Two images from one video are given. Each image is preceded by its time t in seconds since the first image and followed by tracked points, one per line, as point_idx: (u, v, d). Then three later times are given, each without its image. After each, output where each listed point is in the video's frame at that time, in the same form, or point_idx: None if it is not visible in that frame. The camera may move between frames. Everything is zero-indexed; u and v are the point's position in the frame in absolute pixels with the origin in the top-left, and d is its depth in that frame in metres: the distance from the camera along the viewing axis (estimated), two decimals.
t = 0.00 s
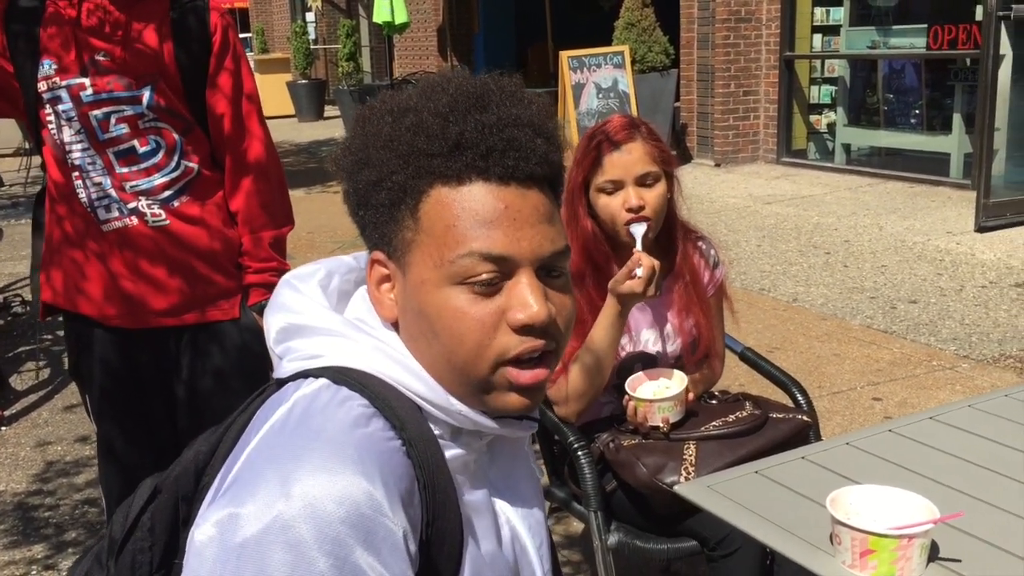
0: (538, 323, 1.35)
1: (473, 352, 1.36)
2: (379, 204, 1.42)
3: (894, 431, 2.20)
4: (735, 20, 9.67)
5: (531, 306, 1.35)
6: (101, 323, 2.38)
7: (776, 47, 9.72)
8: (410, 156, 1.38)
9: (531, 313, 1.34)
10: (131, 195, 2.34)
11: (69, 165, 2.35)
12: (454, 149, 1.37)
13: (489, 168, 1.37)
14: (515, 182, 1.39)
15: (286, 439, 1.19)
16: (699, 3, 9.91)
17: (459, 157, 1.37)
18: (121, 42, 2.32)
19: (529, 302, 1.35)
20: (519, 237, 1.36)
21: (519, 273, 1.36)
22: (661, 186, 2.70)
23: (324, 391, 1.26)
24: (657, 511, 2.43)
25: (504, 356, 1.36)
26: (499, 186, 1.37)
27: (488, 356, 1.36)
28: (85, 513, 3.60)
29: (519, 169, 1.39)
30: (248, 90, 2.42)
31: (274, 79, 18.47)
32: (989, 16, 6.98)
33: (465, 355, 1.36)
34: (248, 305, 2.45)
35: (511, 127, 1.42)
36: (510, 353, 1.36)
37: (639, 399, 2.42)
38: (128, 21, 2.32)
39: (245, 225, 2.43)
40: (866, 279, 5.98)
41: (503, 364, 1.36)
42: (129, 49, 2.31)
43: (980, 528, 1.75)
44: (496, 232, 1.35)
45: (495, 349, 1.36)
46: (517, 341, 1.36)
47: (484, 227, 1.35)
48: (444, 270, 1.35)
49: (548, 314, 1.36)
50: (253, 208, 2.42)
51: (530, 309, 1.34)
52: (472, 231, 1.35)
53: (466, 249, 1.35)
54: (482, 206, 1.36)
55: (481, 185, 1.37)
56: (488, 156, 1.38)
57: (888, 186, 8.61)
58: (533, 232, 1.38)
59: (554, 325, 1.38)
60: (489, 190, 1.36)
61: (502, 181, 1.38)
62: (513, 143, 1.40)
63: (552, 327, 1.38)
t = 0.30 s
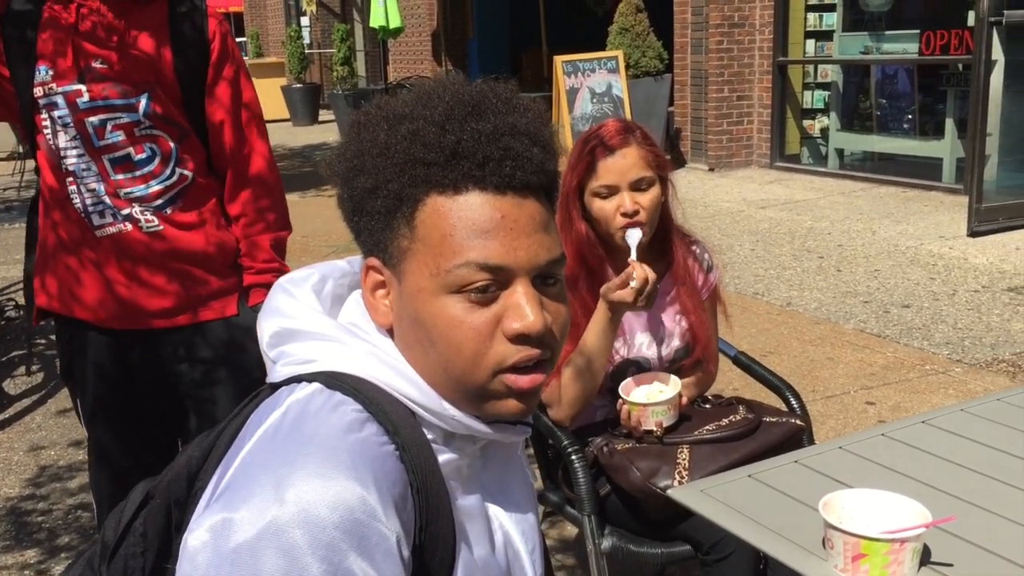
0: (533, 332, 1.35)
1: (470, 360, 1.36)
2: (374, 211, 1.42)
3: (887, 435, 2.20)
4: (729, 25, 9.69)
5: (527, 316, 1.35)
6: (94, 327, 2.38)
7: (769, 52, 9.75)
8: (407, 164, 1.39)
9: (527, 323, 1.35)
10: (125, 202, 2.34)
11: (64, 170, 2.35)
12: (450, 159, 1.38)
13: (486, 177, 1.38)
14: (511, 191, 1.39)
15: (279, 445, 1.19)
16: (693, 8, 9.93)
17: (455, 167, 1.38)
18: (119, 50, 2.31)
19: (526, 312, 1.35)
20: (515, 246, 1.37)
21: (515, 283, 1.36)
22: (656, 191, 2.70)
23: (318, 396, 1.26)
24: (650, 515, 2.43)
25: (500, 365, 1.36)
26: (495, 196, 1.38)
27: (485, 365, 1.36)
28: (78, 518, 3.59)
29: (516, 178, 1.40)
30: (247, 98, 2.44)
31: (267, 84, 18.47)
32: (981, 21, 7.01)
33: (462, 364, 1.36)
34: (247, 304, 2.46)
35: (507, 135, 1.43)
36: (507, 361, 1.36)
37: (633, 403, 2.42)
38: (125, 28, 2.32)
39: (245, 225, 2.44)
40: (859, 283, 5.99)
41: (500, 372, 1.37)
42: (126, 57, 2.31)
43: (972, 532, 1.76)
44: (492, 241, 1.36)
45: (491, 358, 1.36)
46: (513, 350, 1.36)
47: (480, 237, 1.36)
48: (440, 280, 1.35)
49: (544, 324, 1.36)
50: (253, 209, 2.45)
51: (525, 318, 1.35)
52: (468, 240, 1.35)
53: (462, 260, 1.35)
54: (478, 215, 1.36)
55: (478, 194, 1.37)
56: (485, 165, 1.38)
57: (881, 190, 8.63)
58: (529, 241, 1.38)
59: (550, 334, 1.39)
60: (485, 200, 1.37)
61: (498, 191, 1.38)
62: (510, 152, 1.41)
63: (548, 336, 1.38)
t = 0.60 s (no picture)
0: (539, 336, 1.36)
1: (476, 364, 1.36)
2: (378, 216, 1.42)
3: (890, 438, 2.20)
4: (730, 30, 9.71)
5: (532, 319, 1.36)
6: (103, 328, 2.37)
7: (770, 57, 9.77)
8: (411, 168, 1.39)
9: (533, 326, 1.35)
10: (147, 200, 2.33)
11: (84, 167, 2.34)
12: (454, 163, 1.38)
13: (490, 181, 1.38)
14: (516, 195, 1.39)
15: (284, 448, 1.19)
16: (694, 13, 9.95)
17: (459, 171, 1.37)
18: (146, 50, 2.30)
19: (531, 316, 1.36)
20: (520, 251, 1.37)
21: (520, 286, 1.37)
22: (660, 191, 2.71)
23: (322, 398, 1.26)
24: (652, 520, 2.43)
25: (506, 368, 1.36)
26: (500, 200, 1.38)
27: (491, 369, 1.36)
28: (79, 522, 3.59)
29: (520, 182, 1.40)
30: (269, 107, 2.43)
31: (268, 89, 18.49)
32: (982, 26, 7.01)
33: (468, 367, 1.36)
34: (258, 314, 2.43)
35: (511, 139, 1.43)
36: (512, 363, 1.36)
37: (634, 407, 2.42)
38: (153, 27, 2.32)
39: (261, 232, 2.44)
40: (861, 288, 5.99)
41: (507, 374, 1.36)
42: (153, 56, 2.31)
43: (976, 536, 1.75)
44: (497, 246, 1.36)
45: (496, 361, 1.36)
46: (519, 354, 1.36)
47: (485, 242, 1.35)
48: (445, 284, 1.35)
49: (549, 327, 1.37)
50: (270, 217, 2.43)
51: (531, 321, 1.35)
52: (473, 245, 1.35)
53: (467, 264, 1.35)
54: (483, 219, 1.36)
55: (483, 199, 1.37)
56: (489, 170, 1.38)
57: (883, 195, 8.63)
58: (534, 245, 1.38)
59: (556, 338, 1.39)
60: (489, 204, 1.37)
61: (502, 195, 1.38)
62: (513, 156, 1.41)
63: (553, 340, 1.39)
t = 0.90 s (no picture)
0: (549, 337, 1.37)
1: (486, 365, 1.37)
2: (388, 220, 1.43)
3: (895, 441, 2.21)
4: (734, 33, 9.73)
5: (543, 320, 1.37)
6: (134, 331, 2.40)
7: (775, 59, 9.77)
8: (421, 172, 1.40)
9: (543, 327, 1.36)
10: (183, 203, 2.34)
11: (119, 168, 2.33)
12: (464, 167, 1.38)
13: (500, 184, 1.38)
14: (525, 198, 1.40)
15: (295, 449, 1.20)
16: (699, 15, 9.95)
17: (469, 174, 1.38)
18: (191, 54, 2.33)
19: (541, 317, 1.37)
20: (530, 253, 1.38)
21: (530, 288, 1.38)
22: (668, 189, 2.72)
23: (332, 400, 1.27)
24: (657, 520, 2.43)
25: (516, 369, 1.37)
26: (509, 203, 1.38)
27: (502, 369, 1.37)
28: (86, 524, 3.60)
29: (529, 186, 1.41)
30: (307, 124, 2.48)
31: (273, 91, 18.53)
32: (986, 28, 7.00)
33: (479, 367, 1.37)
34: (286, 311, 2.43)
35: (520, 143, 1.44)
36: (522, 364, 1.37)
37: (640, 409, 2.42)
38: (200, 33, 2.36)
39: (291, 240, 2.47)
40: (866, 290, 5.99)
41: (518, 372, 1.37)
42: (196, 60, 2.33)
43: (982, 539, 1.76)
44: (507, 249, 1.37)
45: (507, 361, 1.37)
46: (530, 355, 1.37)
47: (496, 245, 1.36)
48: (455, 287, 1.36)
49: (559, 328, 1.38)
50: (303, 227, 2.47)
51: (541, 322, 1.36)
52: (483, 249, 1.36)
53: (478, 267, 1.35)
54: (493, 223, 1.36)
55: (492, 202, 1.38)
56: (499, 173, 1.39)
57: (888, 198, 8.62)
58: (543, 247, 1.39)
59: (565, 339, 1.40)
60: (498, 207, 1.37)
61: (512, 198, 1.39)
62: (522, 159, 1.42)
63: (563, 341, 1.39)
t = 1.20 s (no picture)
0: (558, 337, 1.36)
1: (495, 365, 1.37)
2: (396, 221, 1.43)
3: (900, 442, 2.20)
4: (736, 34, 9.72)
5: (551, 320, 1.36)
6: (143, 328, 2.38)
7: (777, 60, 9.76)
8: (428, 172, 1.40)
9: (551, 327, 1.36)
10: (200, 205, 2.34)
11: (140, 165, 2.34)
12: (471, 167, 1.39)
13: (508, 184, 1.38)
14: (532, 199, 1.40)
15: (301, 450, 1.20)
16: (701, 17, 9.94)
17: (477, 175, 1.38)
18: (218, 56, 2.33)
19: (549, 317, 1.36)
20: (538, 253, 1.37)
21: (538, 288, 1.37)
22: (679, 182, 2.76)
23: (337, 400, 1.27)
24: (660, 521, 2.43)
25: (525, 369, 1.37)
26: (516, 204, 1.38)
27: (510, 370, 1.37)
28: (90, 524, 3.60)
29: (537, 185, 1.41)
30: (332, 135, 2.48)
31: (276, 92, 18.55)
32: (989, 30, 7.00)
33: (487, 368, 1.37)
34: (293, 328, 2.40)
35: (526, 144, 1.44)
36: (531, 365, 1.37)
37: (644, 409, 2.43)
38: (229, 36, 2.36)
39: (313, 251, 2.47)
40: (868, 292, 5.99)
41: (526, 373, 1.37)
42: (223, 63, 2.33)
43: (988, 540, 1.75)
44: (516, 249, 1.36)
45: (514, 363, 1.37)
46: (538, 356, 1.37)
47: (503, 246, 1.36)
48: (464, 288, 1.36)
49: (567, 328, 1.37)
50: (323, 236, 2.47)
51: (549, 322, 1.36)
52: (490, 250, 1.36)
53: (486, 268, 1.35)
54: (500, 223, 1.36)
55: (499, 202, 1.38)
56: (506, 173, 1.39)
57: (891, 199, 8.62)
58: (552, 247, 1.39)
59: (573, 339, 1.40)
60: (504, 207, 1.37)
61: (519, 199, 1.39)
62: (528, 158, 1.42)
63: (571, 341, 1.39)
